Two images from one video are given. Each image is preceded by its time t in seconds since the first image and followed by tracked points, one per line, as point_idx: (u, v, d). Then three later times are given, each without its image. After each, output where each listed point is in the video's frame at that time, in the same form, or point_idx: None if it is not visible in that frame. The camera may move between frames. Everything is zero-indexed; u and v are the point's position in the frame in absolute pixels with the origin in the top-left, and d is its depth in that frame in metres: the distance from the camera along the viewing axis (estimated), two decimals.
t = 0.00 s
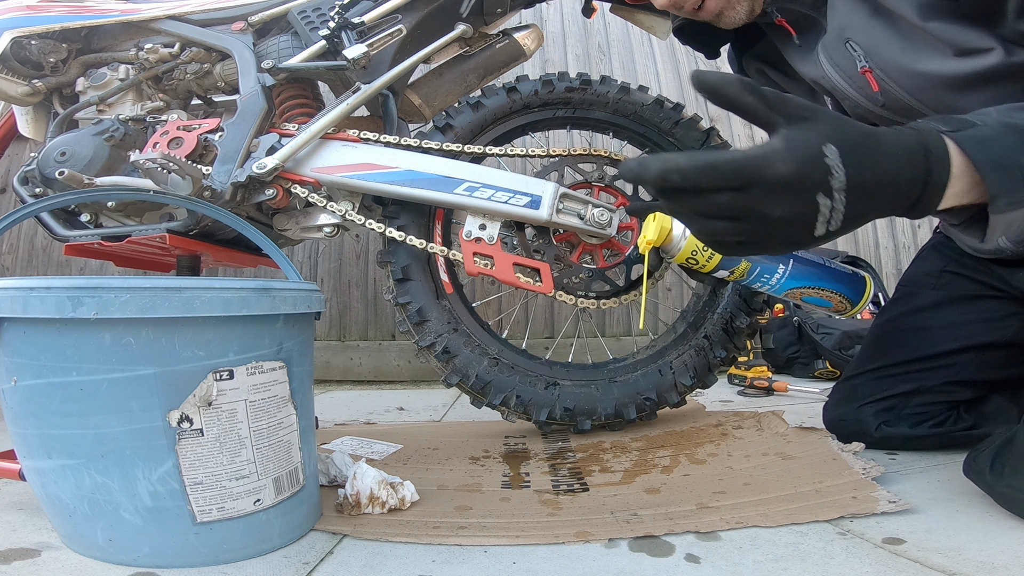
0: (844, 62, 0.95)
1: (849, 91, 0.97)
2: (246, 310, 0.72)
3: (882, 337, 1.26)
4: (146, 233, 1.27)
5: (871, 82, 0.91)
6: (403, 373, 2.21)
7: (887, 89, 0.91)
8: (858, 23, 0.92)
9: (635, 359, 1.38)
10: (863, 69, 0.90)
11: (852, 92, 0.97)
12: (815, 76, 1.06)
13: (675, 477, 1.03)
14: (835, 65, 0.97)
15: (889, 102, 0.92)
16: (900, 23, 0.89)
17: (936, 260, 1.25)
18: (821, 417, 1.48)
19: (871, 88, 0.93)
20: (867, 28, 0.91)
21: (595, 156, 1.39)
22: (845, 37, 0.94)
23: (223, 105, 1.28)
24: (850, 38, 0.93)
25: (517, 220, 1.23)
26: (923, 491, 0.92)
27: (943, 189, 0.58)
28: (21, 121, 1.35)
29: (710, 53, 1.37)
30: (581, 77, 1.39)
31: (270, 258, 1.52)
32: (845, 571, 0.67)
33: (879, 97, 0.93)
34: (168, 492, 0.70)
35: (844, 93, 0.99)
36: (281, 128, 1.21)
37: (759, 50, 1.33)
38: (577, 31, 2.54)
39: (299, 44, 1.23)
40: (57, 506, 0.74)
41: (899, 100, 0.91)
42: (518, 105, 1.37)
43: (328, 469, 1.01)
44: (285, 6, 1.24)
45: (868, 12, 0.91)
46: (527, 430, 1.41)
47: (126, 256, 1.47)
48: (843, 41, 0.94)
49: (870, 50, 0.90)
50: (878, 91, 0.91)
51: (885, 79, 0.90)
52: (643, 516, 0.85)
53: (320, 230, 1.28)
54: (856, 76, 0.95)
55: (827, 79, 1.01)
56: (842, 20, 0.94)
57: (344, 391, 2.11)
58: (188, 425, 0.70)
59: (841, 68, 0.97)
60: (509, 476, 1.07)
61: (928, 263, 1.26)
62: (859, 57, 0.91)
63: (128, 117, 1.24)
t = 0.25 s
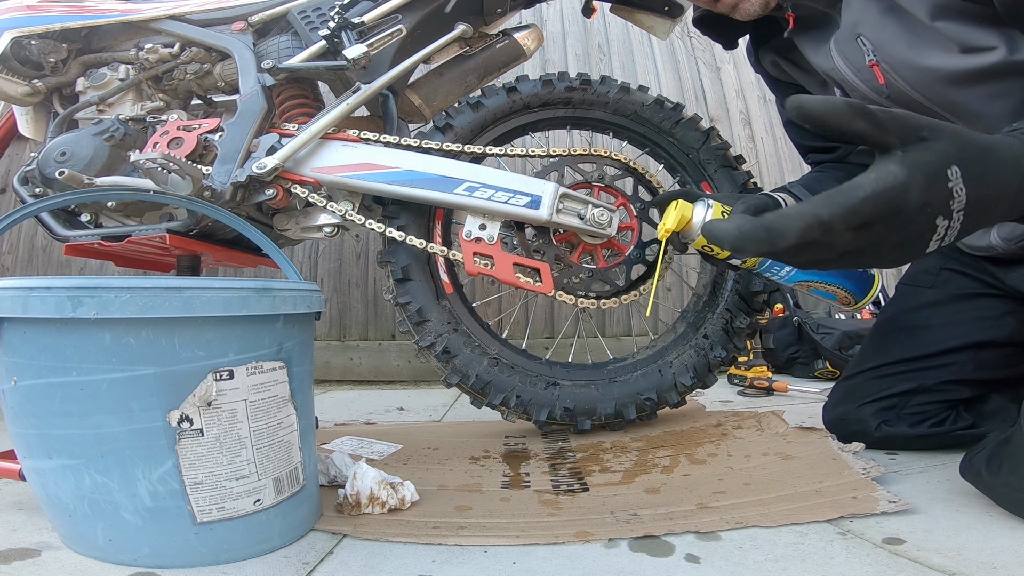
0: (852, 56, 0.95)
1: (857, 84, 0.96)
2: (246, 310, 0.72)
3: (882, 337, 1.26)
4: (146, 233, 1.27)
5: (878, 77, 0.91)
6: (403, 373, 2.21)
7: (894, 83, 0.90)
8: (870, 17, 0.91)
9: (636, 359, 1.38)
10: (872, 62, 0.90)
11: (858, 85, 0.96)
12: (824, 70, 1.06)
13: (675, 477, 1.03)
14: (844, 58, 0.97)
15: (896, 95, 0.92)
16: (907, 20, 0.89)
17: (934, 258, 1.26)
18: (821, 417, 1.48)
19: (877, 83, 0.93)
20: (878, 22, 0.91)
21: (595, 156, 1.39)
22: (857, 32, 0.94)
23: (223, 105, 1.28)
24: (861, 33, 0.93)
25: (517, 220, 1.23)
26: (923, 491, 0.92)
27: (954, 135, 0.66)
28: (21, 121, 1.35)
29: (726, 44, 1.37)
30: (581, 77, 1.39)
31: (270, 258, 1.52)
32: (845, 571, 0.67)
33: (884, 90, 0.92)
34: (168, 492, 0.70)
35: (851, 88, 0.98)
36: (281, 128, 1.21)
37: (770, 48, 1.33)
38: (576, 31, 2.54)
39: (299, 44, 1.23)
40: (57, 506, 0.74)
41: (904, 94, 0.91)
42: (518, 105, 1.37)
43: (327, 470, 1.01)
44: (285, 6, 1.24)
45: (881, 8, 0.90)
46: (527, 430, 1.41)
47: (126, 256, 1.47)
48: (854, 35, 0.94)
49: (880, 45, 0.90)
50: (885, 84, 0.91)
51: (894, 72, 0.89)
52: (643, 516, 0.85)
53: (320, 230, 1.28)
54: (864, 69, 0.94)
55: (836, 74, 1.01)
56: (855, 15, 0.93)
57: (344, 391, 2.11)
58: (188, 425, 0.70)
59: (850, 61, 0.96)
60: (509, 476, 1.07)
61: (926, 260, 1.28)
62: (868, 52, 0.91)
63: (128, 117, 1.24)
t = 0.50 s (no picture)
0: (879, 49, 1.02)
1: (883, 77, 1.03)
2: (246, 310, 0.72)
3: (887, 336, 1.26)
4: (146, 233, 1.27)
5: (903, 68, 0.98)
6: (403, 373, 2.21)
7: (917, 75, 0.96)
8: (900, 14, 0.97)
9: (636, 359, 1.38)
10: (897, 54, 0.96)
11: (884, 76, 1.02)
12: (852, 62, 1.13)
13: (675, 477, 1.03)
14: (871, 52, 1.04)
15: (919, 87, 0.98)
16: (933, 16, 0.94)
17: (946, 260, 1.27)
18: (821, 417, 1.48)
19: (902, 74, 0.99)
20: (908, 18, 0.96)
21: (595, 156, 1.39)
22: (886, 27, 1.00)
23: (223, 105, 1.28)
24: (890, 28, 0.99)
25: (517, 220, 1.24)
26: (924, 491, 0.92)
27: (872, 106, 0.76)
28: (21, 121, 1.35)
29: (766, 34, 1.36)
30: (581, 77, 1.39)
31: (270, 258, 1.52)
32: (845, 570, 0.67)
33: (910, 81, 0.98)
34: (168, 492, 0.70)
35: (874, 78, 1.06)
36: (281, 128, 1.21)
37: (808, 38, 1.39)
38: (576, 31, 2.54)
39: (299, 44, 1.23)
40: (57, 506, 0.74)
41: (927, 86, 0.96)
42: (518, 105, 1.37)
43: (328, 470, 1.01)
44: (285, 6, 1.23)
45: (911, 7, 0.96)
46: (527, 430, 1.41)
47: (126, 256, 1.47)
48: (882, 30, 1.01)
49: (905, 39, 0.96)
50: (910, 74, 0.97)
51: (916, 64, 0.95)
52: (643, 516, 0.85)
53: (320, 230, 1.28)
54: (888, 62, 1.01)
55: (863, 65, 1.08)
56: (886, 10, 1.00)
57: (344, 391, 2.11)
58: (188, 425, 0.70)
59: (877, 55, 1.03)
60: (509, 476, 1.07)
61: (937, 263, 1.29)
62: (895, 44, 0.97)
63: (128, 117, 1.24)
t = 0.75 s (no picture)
0: (929, 29, 1.09)
1: (931, 55, 1.08)
2: (246, 310, 0.72)
3: (892, 335, 1.26)
4: (146, 233, 1.27)
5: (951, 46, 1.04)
6: (403, 373, 2.21)
7: (965, 53, 1.02)
8: None
9: (636, 359, 1.38)
10: (948, 32, 1.04)
11: (931, 54, 1.08)
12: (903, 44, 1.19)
13: (675, 477, 1.03)
14: (923, 33, 1.10)
15: (967, 65, 1.03)
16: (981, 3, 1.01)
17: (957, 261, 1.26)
18: (821, 417, 1.48)
19: (948, 53, 1.05)
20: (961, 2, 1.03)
21: (595, 156, 1.39)
22: (939, 10, 1.07)
23: (223, 105, 1.29)
24: (943, 10, 1.06)
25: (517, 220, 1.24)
26: (923, 491, 0.92)
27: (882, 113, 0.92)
28: (21, 121, 1.35)
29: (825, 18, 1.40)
30: (581, 77, 1.39)
31: (270, 258, 1.52)
32: (845, 570, 0.67)
33: (959, 58, 1.03)
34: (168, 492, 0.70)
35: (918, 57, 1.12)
36: (281, 128, 1.21)
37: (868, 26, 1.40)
38: (576, 32, 2.54)
39: (299, 44, 1.23)
40: (57, 506, 0.74)
41: (975, 64, 1.02)
42: (518, 105, 1.37)
43: (327, 470, 1.01)
44: (285, 6, 1.23)
45: None
46: (527, 430, 1.41)
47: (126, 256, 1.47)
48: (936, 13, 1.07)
49: (955, 18, 1.03)
50: (959, 51, 1.02)
51: (966, 43, 1.01)
52: (643, 516, 0.85)
53: (320, 230, 1.28)
54: (937, 42, 1.07)
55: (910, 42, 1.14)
56: None
57: (344, 391, 2.11)
58: (188, 425, 0.70)
59: (926, 35, 1.09)
60: (509, 476, 1.07)
61: (950, 263, 1.27)
62: (945, 24, 1.05)
63: (128, 118, 1.24)
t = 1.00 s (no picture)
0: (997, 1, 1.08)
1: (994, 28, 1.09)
2: (246, 310, 0.72)
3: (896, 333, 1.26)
4: (146, 233, 1.27)
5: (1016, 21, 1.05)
6: (403, 373, 2.21)
7: None
8: None
9: (636, 359, 1.38)
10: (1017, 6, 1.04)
11: (994, 28, 1.09)
12: (965, 14, 1.18)
13: (675, 477, 1.03)
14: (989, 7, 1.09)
15: None
16: None
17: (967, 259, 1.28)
18: (821, 417, 1.48)
19: (1013, 27, 1.06)
20: None
21: (595, 156, 1.39)
22: None
23: (223, 105, 1.29)
24: None
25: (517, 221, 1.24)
26: (923, 491, 0.92)
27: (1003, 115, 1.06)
28: (21, 121, 1.35)
29: None
30: (581, 78, 1.39)
31: (270, 258, 1.52)
32: (845, 570, 0.67)
33: None
34: (168, 492, 0.70)
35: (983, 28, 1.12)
36: (281, 128, 1.21)
37: None
38: (576, 32, 2.54)
39: (299, 44, 1.23)
40: (57, 506, 0.74)
41: None
42: (518, 105, 1.37)
43: (327, 470, 1.01)
44: (285, 6, 1.23)
45: None
46: (527, 430, 1.41)
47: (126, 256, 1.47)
48: None
49: None
50: None
51: None
52: (643, 516, 0.85)
53: (320, 230, 1.28)
54: (1002, 15, 1.07)
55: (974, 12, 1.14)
56: None
57: (344, 391, 2.11)
58: (188, 425, 0.70)
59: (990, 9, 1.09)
60: (508, 476, 1.07)
61: (958, 262, 1.29)
62: None
63: (129, 117, 1.24)
